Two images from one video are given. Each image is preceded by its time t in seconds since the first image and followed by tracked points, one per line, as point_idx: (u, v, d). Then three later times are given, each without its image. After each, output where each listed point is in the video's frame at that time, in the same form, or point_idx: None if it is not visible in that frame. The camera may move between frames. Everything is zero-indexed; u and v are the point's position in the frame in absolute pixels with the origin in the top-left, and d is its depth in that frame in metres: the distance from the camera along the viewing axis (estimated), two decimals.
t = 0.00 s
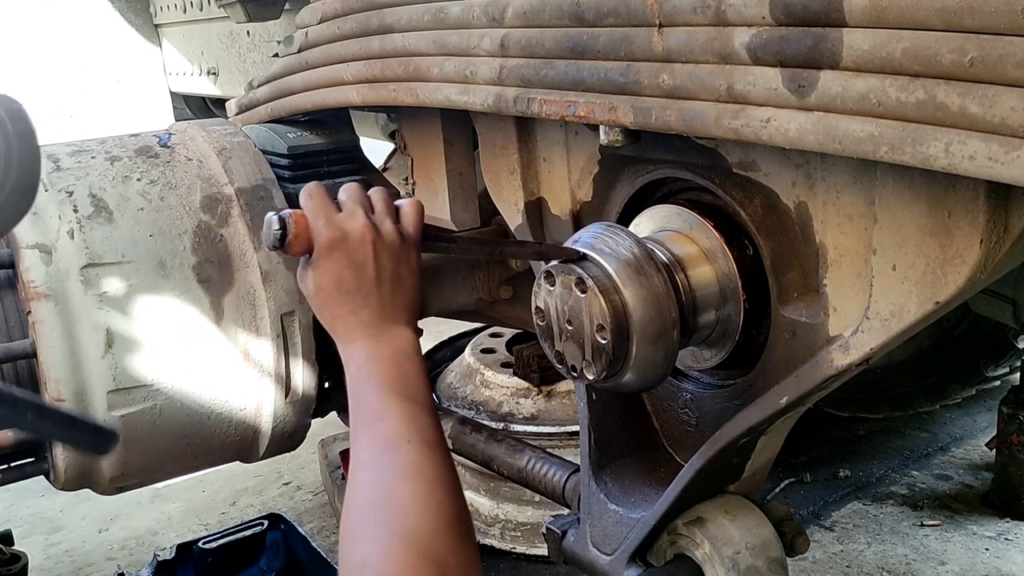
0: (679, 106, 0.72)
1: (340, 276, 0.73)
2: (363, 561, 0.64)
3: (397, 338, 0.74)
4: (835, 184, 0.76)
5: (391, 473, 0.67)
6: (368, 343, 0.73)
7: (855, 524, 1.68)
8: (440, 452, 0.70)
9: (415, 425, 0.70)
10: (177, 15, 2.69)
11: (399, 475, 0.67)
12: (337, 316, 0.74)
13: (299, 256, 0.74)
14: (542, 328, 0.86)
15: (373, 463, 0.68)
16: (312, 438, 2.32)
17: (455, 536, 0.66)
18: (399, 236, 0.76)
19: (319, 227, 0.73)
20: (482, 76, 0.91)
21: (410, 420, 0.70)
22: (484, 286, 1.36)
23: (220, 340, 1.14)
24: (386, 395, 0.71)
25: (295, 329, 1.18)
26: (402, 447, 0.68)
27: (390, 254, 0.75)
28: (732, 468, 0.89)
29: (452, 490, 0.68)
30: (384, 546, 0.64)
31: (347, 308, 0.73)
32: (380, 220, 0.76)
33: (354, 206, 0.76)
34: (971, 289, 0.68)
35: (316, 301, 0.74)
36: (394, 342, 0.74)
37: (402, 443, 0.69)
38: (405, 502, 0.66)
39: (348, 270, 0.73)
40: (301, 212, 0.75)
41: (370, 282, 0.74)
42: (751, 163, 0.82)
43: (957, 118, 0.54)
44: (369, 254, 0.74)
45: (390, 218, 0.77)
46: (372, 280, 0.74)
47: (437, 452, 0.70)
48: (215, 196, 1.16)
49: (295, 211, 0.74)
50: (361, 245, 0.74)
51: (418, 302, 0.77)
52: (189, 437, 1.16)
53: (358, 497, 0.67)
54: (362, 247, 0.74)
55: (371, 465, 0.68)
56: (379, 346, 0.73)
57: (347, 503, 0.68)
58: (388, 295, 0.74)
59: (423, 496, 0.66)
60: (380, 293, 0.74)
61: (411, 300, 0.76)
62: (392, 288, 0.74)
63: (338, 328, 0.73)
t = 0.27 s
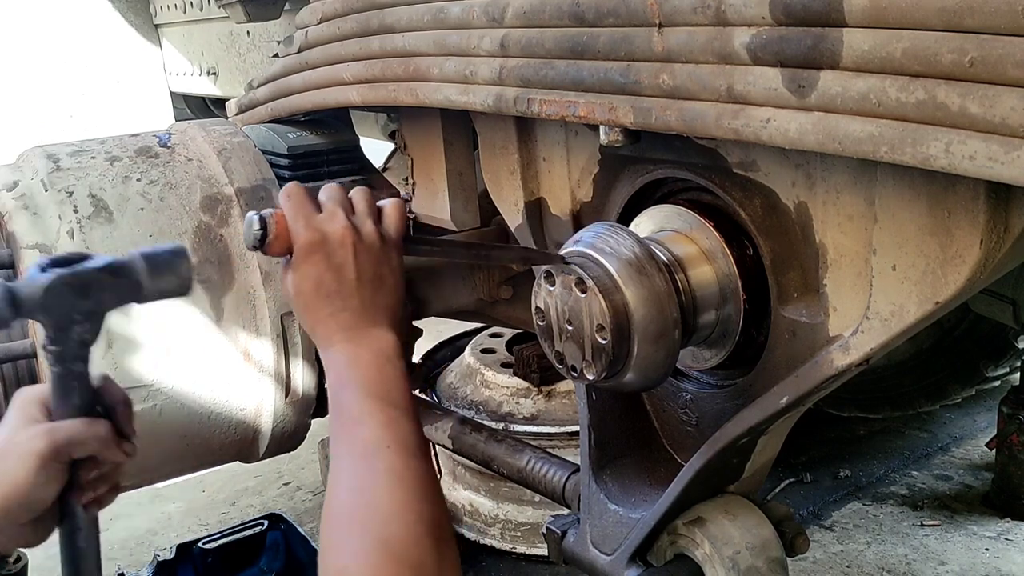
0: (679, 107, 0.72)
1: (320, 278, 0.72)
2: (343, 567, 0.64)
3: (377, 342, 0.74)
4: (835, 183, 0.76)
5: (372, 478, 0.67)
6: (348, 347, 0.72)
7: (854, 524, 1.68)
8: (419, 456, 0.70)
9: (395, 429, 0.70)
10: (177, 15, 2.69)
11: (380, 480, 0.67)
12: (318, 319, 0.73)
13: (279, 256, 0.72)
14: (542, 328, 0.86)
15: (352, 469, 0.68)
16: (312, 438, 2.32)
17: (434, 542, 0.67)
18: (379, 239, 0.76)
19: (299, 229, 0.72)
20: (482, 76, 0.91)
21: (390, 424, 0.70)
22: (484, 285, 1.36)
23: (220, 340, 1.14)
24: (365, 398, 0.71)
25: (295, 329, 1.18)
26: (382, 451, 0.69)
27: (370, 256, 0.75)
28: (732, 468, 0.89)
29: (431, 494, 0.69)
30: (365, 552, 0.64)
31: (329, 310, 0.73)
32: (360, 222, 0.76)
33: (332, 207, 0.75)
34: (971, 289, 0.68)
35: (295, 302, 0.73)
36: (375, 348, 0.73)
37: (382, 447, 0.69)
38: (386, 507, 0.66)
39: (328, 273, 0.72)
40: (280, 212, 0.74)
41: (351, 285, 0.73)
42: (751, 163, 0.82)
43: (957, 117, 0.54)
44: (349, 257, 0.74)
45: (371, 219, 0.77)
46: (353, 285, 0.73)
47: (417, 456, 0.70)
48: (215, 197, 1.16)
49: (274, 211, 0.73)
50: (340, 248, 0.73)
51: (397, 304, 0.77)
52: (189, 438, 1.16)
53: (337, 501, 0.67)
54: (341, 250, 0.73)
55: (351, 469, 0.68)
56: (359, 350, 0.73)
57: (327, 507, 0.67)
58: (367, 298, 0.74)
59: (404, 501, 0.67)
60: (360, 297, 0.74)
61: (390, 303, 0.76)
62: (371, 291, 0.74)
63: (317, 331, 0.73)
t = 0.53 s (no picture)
0: (679, 107, 0.72)
1: (345, 267, 0.72)
2: (354, 556, 0.65)
3: (398, 333, 0.74)
4: (835, 183, 0.76)
5: (385, 469, 0.68)
6: (369, 336, 0.73)
7: (855, 524, 1.68)
8: (435, 446, 0.70)
9: (411, 419, 0.70)
10: (177, 16, 2.69)
11: (392, 471, 0.68)
12: (341, 307, 0.73)
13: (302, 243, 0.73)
14: (542, 328, 0.86)
15: (369, 457, 0.69)
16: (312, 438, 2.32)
17: (446, 533, 0.67)
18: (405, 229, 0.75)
19: (324, 217, 0.72)
20: (482, 76, 0.91)
21: (407, 414, 0.71)
22: (484, 285, 1.36)
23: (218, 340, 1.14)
24: (383, 387, 0.71)
25: (295, 329, 1.18)
26: (397, 441, 0.69)
27: (396, 246, 0.74)
28: (732, 468, 0.89)
29: (445, 484, 0.69)
30: (375, 541, 0.65)
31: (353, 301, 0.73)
32: (387, 212, 0.75)
33: (361, 197, 0.74)
34: (971, 289, 0.68)
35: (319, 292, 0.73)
36: (397, 338, 0.73)
37: (397, 437, 0.69)
38: (397, 497, 0.67)
39: (353, 261, 0.72)
40: (305, 200, 0.74)
41: (377, 276, 0.73)
42: (751, 163, 0.82)
43: (957, 118, 0.54)
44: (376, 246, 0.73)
45: (397, 209, 0.76)
46: (379, 277, 0.73)
47: (433, 446, 0.70)
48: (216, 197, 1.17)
49: (299, 199, 0.73)
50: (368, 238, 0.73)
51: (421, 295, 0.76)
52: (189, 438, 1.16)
53: (355, 489, 0.68)
54: (369, 240, 0.73)
55: (365, 458, 0.69)
56: (379, 341, 0.73)
57: (342, 496, 0.69)
58: (392, 287, 0.74)
59: (416, 491, 0.67)
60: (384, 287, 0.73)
61: (414, 293, 0.75)
62: (396, 281, 0.74)
63: (340, 319, 0.73)
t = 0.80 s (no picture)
0: (679, 106, 0.72)
1: (350, 262, 0.73)
2: (371, 557, 0.65)
3: (404, 331, 0.74)
4: (835, 183, 0.76)
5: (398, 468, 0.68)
6: (376, 334, 0.73)
7: (854, 524, 1.68)
8: (448, 444, 0.70)
9: (421, 418, 0.70)
10: (177, 16, 2.69)
11: (405, 470, 0.68)
12: (346, 304, 0.74)
13: (308, 241, 0.74)
14: (542, 329, 0.86)
15: (380, 457, 0.69)
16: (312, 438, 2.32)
17: (462, 531, 0.67)
18: (410, 227, 0.76)
19: (330, 213, 0.74)
20: (482, 76, 0.91)
21: (418, 412, 0.70)
22: (484, 286, 1.36)
23: (219, 340, 1.14)
24: (393, 386, 0.71)
25: (295, 329, 1.18)
26: (409, 440, 0.69)
27: (401, 243, 0.75)
28: (732, 468, 0.89)
29: (459, 482, 0.69)
30: (392, 541, 0.65)
31: (358, 297, 0.73)
32: (392, 209, 0.76)
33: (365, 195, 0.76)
34: (971, 289, 0.68)
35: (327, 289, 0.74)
36: (404, 337, 0.74)
37: (408, 436, 0.69)
38: (412, 496, 0.67)
39: (357, 256, 0.73)
40: (312, 197, 0.75)
41: (381, 272, 0.74)
42: (751, 163, 0.82)
43: (956, 118, 0.54)
44: (380, 242, 0.74)
45: (402, 208, 0.77)
46: (383, 273, 0.74)
47: (445, 444, 0.70)
48: (215, 197, 1.17)
49: (305, 196, 0.74)
50: (373, 235, 0.74)
51: (423, 295, 0.77)
52: (189, 437, 1.16)
53: (368, 489, 0.68)
54: (374, 237, 0.74)
55: (379, 458, 0.69)
56: (385, 337, 0.73)
57: (356, 496, 0.68)
58: (395, 285, 0.74)
59: (431, 490, 0.67)
60: (388, 283, 0.74)
61: (417, 291, 0.76)
62: (400, 278, 0.75)
63: (344, 315, 0.73)
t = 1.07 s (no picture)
0: (679, 106, 0.72)
1: (344, 270, 0.75)
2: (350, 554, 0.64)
3: (397, 334, 0.75)
4: (835, 184, 0.76)
5: (382, 467, 0.68)
6: (367, 338, 0.74)
7: (854, 524, 1.68)
8: (434, 447, 0.70)
9: (409, 420, 0.71)
10: (177, 16, 2.69)
11: (390, 470, 0.68)
12: (340, 310, 0.75)
13: (303, 250, 0.76)
14: (542, 329, 0.86)
15: (366, 456, 0.69)
16: (312, 437, 2.32)
17: (442, 533, 0.66)
18: (404, 234, 0.79)
19: (326, 222, 0.76)
20: (482, 76, 0.91)
21: (406, 414, 0.71)
22: (485, 286, 1.36)
23: (219, 339, 1.14)
24: (382, 388, 0.72)
25: (295, 329, 1.18)
26: (395, 441, 0.69)
27: (394, 251, 0.77)
28: (732, 468, 0.89)
29: (441, 485, 0.69)
30: (371, 540, 0.65)
31: (350, 303, 0.75)
32: (386, 217, 0.78)
33: (359, 204, 0.78)
34: (971, 289, 0.68)
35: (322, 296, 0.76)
36: (395, 339, 0.75)
37: (395, 437, 0.69)
38: (394, 496, 0.67)
39: (351, 264, 0.75)
40: (306, 207, 0.77)
41: (374, 280, 0.76)
42: (751, 163, 0.82)
43: (957, 118, 0.54)
44: (373, 251, 0.76)
45: (395, 214, 0.79)
46: (376, 280, 0.76)
47: (431, 447, 0.70)
48: (215, 196, 1.17)
49: (300, 205, 0.76)
50: (366, 243, 0.76)
51: (418, 300, 0.79)
52: (189, 437, 1.16)
53: (351, 488, 0.68)
54: (367, 245, 0.76)
55: (365, 457, 0.69)
56: (378, 341, 0.74)
57: (339, 494, 0.68)
58: (389, 291, 0.76)
59: (413, 491, 0.67)
60: (382, 289, 0.76)
61: (411, 296, 0.78)
62: (394, 285, 0.77)
63: (339, 321, 0.75)
